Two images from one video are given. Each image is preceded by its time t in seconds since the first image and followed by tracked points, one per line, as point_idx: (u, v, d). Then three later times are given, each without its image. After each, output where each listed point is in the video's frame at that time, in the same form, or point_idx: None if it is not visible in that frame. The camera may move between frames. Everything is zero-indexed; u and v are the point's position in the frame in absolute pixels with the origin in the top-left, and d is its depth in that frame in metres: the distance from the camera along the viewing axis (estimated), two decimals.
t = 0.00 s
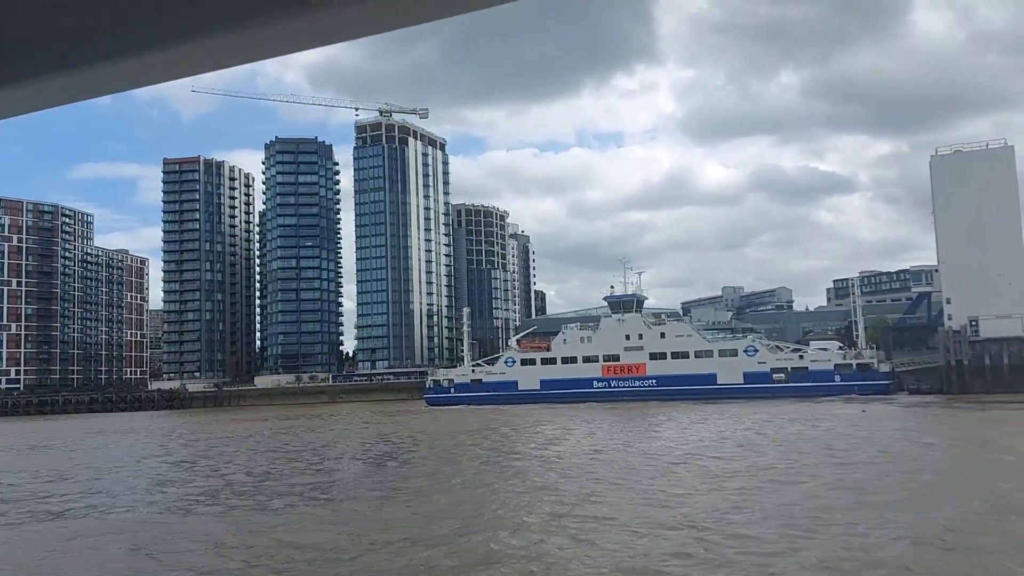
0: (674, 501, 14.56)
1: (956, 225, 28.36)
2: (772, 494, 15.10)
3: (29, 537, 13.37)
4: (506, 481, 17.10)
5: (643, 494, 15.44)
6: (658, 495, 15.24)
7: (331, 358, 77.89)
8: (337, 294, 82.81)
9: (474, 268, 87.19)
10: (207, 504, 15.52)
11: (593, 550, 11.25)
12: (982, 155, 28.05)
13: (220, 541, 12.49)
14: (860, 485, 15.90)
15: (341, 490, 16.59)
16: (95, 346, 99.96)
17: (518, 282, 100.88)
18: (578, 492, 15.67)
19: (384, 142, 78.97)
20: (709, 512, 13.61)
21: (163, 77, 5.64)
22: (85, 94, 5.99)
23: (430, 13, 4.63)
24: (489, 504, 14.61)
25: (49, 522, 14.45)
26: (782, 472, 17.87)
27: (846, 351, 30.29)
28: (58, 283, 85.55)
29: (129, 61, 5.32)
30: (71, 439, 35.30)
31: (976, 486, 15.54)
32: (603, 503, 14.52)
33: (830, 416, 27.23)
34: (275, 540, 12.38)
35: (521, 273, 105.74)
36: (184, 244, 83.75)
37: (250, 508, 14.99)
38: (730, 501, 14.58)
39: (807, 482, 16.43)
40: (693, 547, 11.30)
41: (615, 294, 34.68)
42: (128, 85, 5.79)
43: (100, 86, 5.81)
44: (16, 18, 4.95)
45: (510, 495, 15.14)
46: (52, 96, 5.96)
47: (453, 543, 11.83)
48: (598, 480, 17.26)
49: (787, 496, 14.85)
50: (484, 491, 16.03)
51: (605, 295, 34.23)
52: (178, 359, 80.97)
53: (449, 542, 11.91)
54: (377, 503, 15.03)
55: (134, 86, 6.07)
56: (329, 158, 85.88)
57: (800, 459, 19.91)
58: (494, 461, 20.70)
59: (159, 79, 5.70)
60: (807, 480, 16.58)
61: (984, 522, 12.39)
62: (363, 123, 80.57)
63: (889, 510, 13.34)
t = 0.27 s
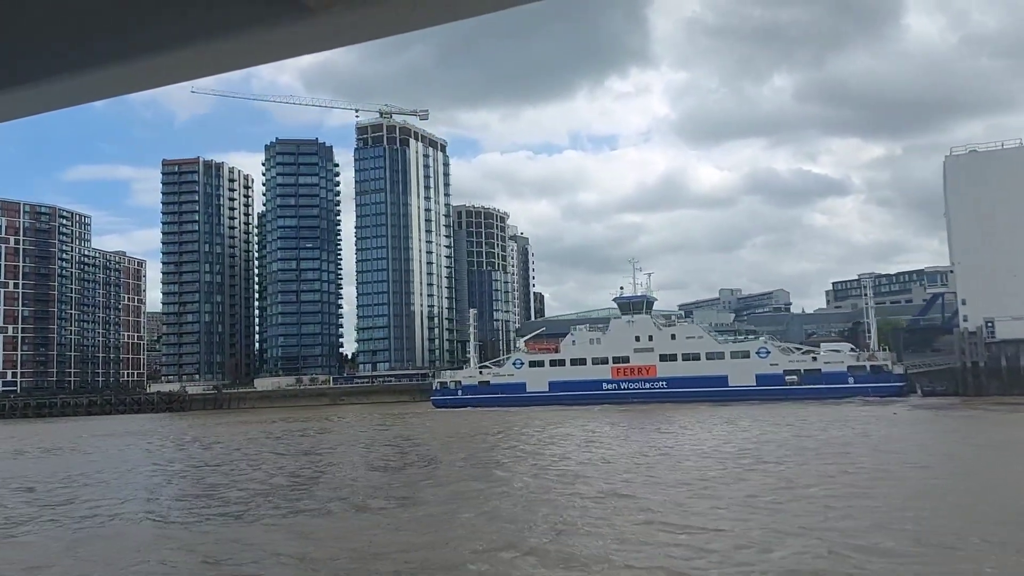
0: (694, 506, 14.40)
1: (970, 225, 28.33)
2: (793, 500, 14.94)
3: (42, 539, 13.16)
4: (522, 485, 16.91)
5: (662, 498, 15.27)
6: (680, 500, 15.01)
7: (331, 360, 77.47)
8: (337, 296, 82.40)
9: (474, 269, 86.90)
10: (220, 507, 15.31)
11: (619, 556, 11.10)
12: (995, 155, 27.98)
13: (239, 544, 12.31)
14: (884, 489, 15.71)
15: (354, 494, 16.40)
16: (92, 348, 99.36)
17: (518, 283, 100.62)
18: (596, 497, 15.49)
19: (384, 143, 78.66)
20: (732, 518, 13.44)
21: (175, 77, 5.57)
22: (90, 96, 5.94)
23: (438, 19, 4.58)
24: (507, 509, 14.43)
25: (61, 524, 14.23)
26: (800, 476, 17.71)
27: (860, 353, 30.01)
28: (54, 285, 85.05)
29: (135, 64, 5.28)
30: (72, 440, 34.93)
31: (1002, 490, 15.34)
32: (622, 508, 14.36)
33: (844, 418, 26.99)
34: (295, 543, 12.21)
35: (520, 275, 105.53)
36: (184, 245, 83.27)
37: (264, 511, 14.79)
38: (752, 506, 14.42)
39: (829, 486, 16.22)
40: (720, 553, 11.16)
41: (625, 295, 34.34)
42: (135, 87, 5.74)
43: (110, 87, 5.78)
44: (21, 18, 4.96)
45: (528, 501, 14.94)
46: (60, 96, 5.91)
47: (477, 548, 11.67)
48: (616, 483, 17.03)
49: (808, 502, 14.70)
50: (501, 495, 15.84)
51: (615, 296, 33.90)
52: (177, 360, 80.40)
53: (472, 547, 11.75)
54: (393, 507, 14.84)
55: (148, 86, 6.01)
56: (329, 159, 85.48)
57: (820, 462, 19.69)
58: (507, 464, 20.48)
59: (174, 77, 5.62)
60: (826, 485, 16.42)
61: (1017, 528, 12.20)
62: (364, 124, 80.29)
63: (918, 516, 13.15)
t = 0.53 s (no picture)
0: (723, 504, 14.01)
1: (989, 222, 28.14)
2: (822, 497, 14.56)
3: (52, 544, 12.68)
4: (542, 485, 16.53)
5: (688, 497, 14.89)
6: (710, 497, 14.76)
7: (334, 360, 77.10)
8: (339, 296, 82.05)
9: (478, 269, 86.63)
10: (235, 509, 14.88)
11: (654, 554, 10.70)
12: (1016, 152, 27.80)
13: (259, 545, 11.87)
14: (917, 486, 15.46)
15: (371, 495, 15.98)
16: (93, 349, 98.92)
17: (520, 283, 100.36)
18: (619, 496, 15.10)
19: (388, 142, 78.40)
20: (764, 515, 13.06)
21: (163, 80, 5.07)
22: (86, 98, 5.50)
23: (443, 19, 4.16)
24: (530, 508, 14.03)
25: (70, 529, 13.77)
26: (825, 474, 17.34)
27: (877, 352, 29.74)
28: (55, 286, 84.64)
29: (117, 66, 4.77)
30: (77, 442, 34.44)
31: None
32: (649, 506, 13.97)
33: (862, 416, 26.76)
34: (317, 544, 11.78)
35: (523, 275, 105.30)
36: (186, 245, 82.91)
37: (281, 512, 14.36)
38: (782, 504, 14.02)
39: (860, 484, 15.99)
40: (759, 551, 10.77)
41: (638, 293, 34.03)
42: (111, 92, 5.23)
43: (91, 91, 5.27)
44: None
45: (555, 500, 14.68)
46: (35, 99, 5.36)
47: (505, 546, 11.27)
48: (641, 483, 16.78)
49: (839, 499, 14.31)
50: (522, 495, 15.44)
51: (627, 295, 33.58)
52: (179, 361, 79.94)
53: (500, 545, 11.35)
54: (414, 506, 14.43)
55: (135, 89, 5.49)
56: (332, 158, 85.17)
57: (844, 461, 19.44)
58: (524, 464, 20.10)
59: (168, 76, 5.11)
60: (854, 483, 16.04)
61: None
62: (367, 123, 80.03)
63: (957, 512, 12.91)
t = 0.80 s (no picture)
0: (741, 503, 14.05)
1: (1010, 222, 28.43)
2: (839, 495, 14.59)
3: (75, 547, 12.62)
4: (560, 486, 16.50)
5: (706, 496, 14.91)
6: (742, 497, 14.64)
7: (339, 361, 76.80)
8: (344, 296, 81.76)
9: (482, 269, 86.37)
10: (254, 510, 14.82)
11: (674, 555, 10.78)
12: None
13: (280, 548, 11.91)
14: (949, 485, 15.34)
15: (388, 495, 15.99)
16: (95, 350, 98.39)
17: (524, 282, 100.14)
18: (636, 496, 15.11)
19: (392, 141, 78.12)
20: (781, 514, 13.11)
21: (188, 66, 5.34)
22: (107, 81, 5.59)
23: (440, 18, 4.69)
24: (548, 509, 14.08)
25: (98, 533, 13.63)
26: (845, 473, 17.25)
27: (897, 350, 29.57)
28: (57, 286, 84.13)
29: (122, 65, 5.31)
30: (84, 442, 34.10)
31: None
32: (665, 506, 14.00)
33: (882, 415, 26.60)
34: (339, 547, 11.84)
35: (527, 274, 105.06)
36: (189, 245, 82.55)
37: (300, 513, 14.39)
38: (800, 502, 14.05)
39: (891, 482, 15.86)
40: (780, 552, 10.82)
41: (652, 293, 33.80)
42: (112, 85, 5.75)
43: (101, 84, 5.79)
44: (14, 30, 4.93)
45: (584, 501, 14.54)
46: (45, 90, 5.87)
47: (527, 548, 11.35)
48: (668, 482, 16.62)
49: (856, 496, 14.33)
50: (539, 496, 15.45)
51: (641, 294, 33.32)
52: (183, 362, 79.46)
53: (521, 548, 11.43)
54: (431, 507, 14.48)
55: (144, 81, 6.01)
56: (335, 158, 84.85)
57: (869, 459, 19.29)
58: (540, 464, 20.00)
59: (166, 72, 5.57)
60: (871, 480, 16.00)
61: None
62: (372, 122, 79.73)
63: (994, 511, 12.82)
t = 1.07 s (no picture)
0: (773, 495, 13.83)
1: None
2: (869, 487, 14.45)
3: (105, 542, 12.43)
4: (586, 481, 16.26)
5: (736, 489, 14.68)
6: (778, 490, 14.42)
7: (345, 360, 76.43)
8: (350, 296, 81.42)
9: (488, 268, 86.04)
10: (283, 506, 14.61)
11: (712, 547, 10.57)
12: None
13: (310, 542, 11.68)
14: (987, 477, 15.12)
15: (412, 491, 15.77)
16: (99, 351, 97.95)
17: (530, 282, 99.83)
18: (665, 490, 14.88)
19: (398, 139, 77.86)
20: (817, 505, 12.87)
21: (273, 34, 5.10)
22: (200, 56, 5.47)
23: None
24: (578, 503, 13.85)
25: (126, 528, 13.44)
26: (878, 466, 17.02)
27: (918, 347, 29.33)
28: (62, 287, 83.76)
29: (129, 52, 5.32)
30: (95, 444, 33.69)
31: None
32: (695, 500, 13.79)
33: (906, 410, 26.34)
34: (370, 541, 11.61)
35: (532, 274, 104.72)
36: (195, 245, 82.24)
37: (325, 509, 14.16)
38: (835, 495, 13.80)
39: (927, 476, 15.64)
40: (822, 542, 10.60)
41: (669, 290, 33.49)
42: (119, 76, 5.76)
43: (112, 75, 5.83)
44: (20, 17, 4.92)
45: (619, 495, 14.33)
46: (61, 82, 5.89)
47: (562, 542, 11.12)
48: (699, 477, 16.40)
49: (887, 488, 14.11)
50: (565, 490, 15.31)
51: (657, 292, 33.01)
52: (189, 362, 79.04)
53: (556, 541, 11.21)
54: (458, 502, 14.27)
55: (159, 74, 6.02)
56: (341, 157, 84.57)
57: (900, 453, 19.05)
58: (562, 461, 19.73)
59: (179, 62, 5.56)
60: (901, 473, 15.84)
61: None
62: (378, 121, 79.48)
63: None
